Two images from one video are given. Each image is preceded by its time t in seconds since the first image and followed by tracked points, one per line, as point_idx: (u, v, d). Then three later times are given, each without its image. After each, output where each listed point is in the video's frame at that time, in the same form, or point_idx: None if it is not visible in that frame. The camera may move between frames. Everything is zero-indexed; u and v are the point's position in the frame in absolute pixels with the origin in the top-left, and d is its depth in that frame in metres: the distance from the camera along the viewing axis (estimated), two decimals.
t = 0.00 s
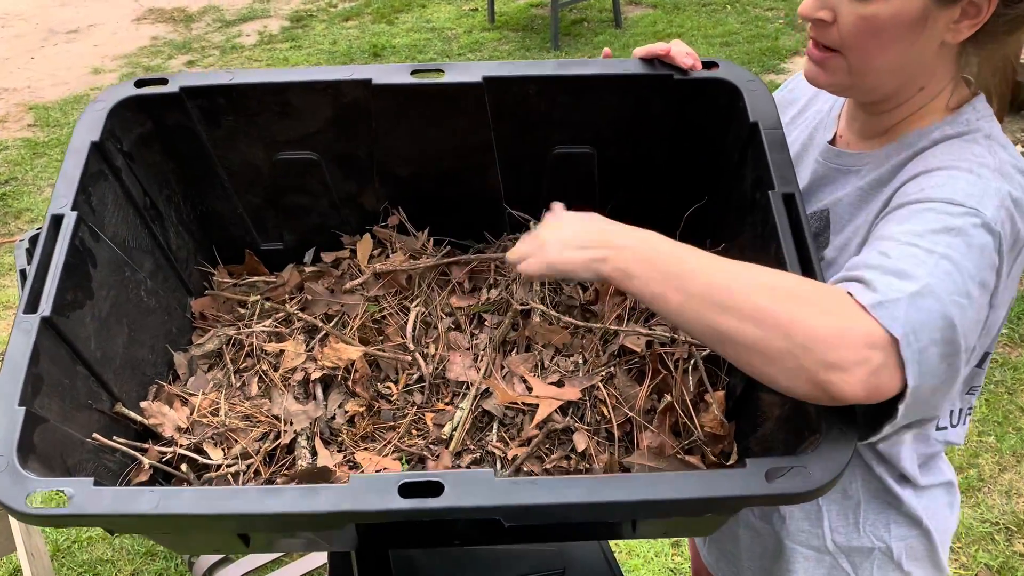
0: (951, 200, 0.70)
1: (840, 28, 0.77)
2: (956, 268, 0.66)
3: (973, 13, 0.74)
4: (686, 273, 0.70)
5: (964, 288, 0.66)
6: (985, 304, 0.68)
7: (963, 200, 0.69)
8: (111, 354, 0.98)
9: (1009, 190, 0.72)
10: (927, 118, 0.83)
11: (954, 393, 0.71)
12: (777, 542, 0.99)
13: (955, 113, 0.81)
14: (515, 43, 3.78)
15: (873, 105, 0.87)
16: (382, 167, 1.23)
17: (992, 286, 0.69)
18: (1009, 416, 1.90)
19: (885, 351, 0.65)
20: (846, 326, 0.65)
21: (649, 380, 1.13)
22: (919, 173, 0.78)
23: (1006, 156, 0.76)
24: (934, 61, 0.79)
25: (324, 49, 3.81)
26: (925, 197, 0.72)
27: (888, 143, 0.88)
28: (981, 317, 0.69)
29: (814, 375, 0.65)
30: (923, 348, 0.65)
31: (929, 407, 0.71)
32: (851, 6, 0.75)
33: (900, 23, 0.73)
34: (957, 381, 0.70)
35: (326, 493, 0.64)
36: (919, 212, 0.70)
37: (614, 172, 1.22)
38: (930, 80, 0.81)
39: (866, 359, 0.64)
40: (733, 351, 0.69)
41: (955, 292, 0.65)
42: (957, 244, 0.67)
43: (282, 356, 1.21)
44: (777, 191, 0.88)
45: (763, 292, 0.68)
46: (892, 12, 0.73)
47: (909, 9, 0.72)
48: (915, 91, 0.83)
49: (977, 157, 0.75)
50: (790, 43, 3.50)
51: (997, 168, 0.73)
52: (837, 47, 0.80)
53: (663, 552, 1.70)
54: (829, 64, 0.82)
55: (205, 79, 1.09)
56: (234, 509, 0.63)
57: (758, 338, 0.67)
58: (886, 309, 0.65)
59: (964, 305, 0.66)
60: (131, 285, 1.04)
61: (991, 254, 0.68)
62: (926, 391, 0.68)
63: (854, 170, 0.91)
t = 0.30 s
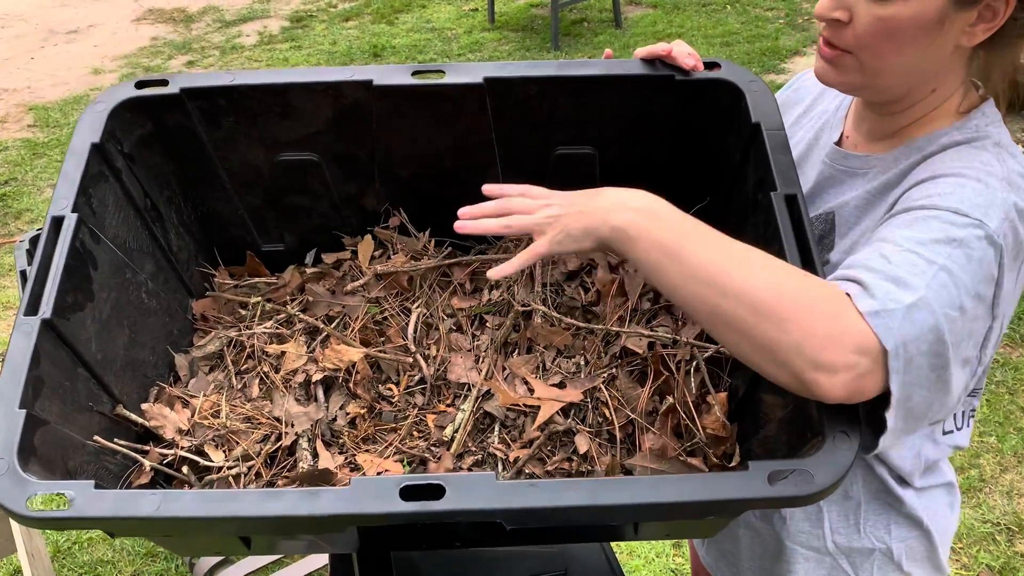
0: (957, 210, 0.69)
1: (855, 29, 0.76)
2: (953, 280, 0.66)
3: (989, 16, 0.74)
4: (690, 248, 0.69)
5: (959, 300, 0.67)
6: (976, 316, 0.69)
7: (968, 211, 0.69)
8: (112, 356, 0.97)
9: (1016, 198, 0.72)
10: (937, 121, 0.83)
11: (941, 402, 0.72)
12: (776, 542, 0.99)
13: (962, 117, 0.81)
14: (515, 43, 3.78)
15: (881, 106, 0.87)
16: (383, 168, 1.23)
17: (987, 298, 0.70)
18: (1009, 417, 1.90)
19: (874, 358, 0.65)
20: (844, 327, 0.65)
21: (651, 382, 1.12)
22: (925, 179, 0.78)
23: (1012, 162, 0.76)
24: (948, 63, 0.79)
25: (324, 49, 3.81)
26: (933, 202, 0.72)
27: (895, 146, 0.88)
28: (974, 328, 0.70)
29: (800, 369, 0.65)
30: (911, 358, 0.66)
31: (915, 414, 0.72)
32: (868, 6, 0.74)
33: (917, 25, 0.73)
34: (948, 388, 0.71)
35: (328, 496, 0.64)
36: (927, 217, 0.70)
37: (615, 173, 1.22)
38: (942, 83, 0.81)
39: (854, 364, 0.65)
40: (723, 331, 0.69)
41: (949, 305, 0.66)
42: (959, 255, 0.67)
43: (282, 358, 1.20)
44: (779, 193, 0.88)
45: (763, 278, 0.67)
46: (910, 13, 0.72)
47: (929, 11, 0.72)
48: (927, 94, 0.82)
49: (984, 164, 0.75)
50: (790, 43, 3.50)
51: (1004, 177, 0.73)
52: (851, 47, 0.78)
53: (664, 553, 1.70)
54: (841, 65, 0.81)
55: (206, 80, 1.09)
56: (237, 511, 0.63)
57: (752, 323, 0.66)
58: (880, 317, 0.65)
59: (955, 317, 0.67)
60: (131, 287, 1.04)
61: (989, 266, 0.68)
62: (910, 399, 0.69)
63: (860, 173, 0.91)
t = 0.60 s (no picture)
0: (974, 215, 0.69)
1: (861, 25, 0.76)
2: (980, 287, 0.66)
3: (995, 14, 0.73)
4: (726, 261, 0.69)
5: (987, 306, 0.66)
6: (998, 319, 0.69)
7: (987, 214, 0.69)
8: (112, 358, 0.97)
9: None
10: (942, 121, 0.83)
11: (967, 406, 0.71)
12: (778, 543, 0.98)
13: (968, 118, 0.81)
14: (515, 42, 3.78)
15: (886, 105, 0.87)
16: (383, 169, 1.23)
17: (1006, 300, 0.69)
18: (1010, 417, 1.90)
19: (911, 372, 0.64)
20: (880, 340, 0.64)
21: (652, 382, 1.12)
22: (937, 181, 0.77)
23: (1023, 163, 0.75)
24: (953, 62, 0.78)
25: (324, 49, 3.81)
26: (953, 206, 0.71)
27: (902, 146, 0.87)
28: (996, 333, 0.70)
29: (836, 383, 0.64)
30: (947, 369, 0.65)
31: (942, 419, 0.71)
32: (876, 2, 0.73)
33: (924, 22, 0.72)
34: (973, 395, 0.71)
35: (327, 495, 0.63)
36: (947, 224, 0.69)
37: (616, 173, 1.21)
38: (948, 82, 0.81)
39: (893, 379, 0.64)
40: (758, 345, 0.68)
41: (979, 312, 0.65)
42: (984, 260, 0.66)
43: (283, 359, 1.20)
44: (782, 192, 0.88)
45: (799, 293, 0.66)
46: (918, 9, 0.71)
47: (936, 9, 0.71)
48: (932, 93, 0.82)
49: (996, 166, 0.74)
50: (790, 42, 3.49)
51: (1015, 177, 0.73)
52: (857, 44, 0.78)
53: (664, 553, 1.69)
54: (847, 61, 0.81)
55: (206, 80, 1.09)
56: (237, 512, 0.62)
57: (786, 337, 0.66)
58: (917, 333, 0.64)
59: (983, 323, 0.66)
60: (131, 289, 1.04)
61: (1010, 270, 0.68)
62: (942, 407, 0.68)
63: (866, 172, 0.91)
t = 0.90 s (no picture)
0: (965, 203, 0.69)
1: (867, 20, 0.75)
2: (973, 270, 0.65)
3: (1000, 10, 0.73)
4: (687, 292, 0.67)
5: (982, 291, 0.65)
6: (1001, 306, 0.67)
7: (978, 202, 0.69)
8: (111, 357, 0.97)
9: None
10: (944, 115, 0.83)
11: (967, 394, 0.70)
12: (785, 544, 0.98)
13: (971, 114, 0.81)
14: (513, 41, 3.77)
15: (886, 100, 0.86)
16: (383, 168, 1.22)
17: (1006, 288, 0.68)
18: (1009, 417, 1.90)
19: (898, 353, 0.64)
20: (861, 328, 0.63)
21: (652, 381, 1.12)
22: (931, 173, 0.77)
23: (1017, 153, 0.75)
24: (956, 60, 0.78)
25: (322, 47, 3.80)
26: (944, 195, 0.71)
27: (902, 140, 0.87)
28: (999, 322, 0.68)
29: (830, 379, 0.64)
30: (939, 352, 0.64)
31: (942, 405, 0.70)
32: None
33: (930, 17, 0.72)
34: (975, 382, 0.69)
35: (324, 490, 0.63)
36: (937, 212, 0.69)
37: (615, 171, 1.21)
38: (950, 78, 0.81)
39: (882, 359, 0.63)
40: (749, 367, 0.66)
41: (972, 296, 0.65)
42: (975, 245, 0.66)
43: (283, 359, 1.20)
44: (780, 188, 0.88)
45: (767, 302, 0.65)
46: (926, 5, 0.71)
47: (942, 5, 0.71)
48: (934, 89, 0.82)
49: (989, 157, 0.74)
50: (788, 42, 3.49)
51: (1011, 167, 0.73)
52: (862, 39, 0.77)
53: (663, 553, 1.69)
54: (852, 56, 0.80)
55: (205, 80, 1.08)
56: (233, 508, 0.61)
57: (773, 350, 0.64)
58: (903, 314, 0.63)
59: (978, 307, 0.65)
60: (131, 288, 1.03)
61: (1007, 256, 0.67)
62: (938, 394, 0.67)
63: (865, 168, 0.91)
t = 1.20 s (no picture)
0: (934, 184, 0.69)
1: (862, 20, 0.75)
2: (930, 245, 0.65)
3: (994, 12, 0.73)
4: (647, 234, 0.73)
5: (937, 266, 0.65)
6: (957, 287, 0.67)
7: (948, 184, 0.69)
8: (106, 361, 0.96)
9: (1005, 178, 0.70)
10: (937, 114, 0.82)
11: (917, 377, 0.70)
12: (790, 547, 0.97)
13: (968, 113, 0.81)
14: (511, 40, 3.77)
15: (879, 101, 0.86)
16: (381, 168, 1.22)
17: (969, 274, 0.67)
18: (1006, 416, 1.90)
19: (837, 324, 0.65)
20: (788, 282, 0.66)
21: (654, 387, 1.11)
22: (914, 164, 0.78)
23: (1007, 146, 0.75)
24: (951, 61, 0.78)
25: (319, 47, 3.79)
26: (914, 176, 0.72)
27: (892, 139, 0.87)
28: (957, 303, 0.68)
29: (752, 326, 0.67)
30: (877, 322, 0.65)
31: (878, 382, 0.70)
32: None
33: (926, 18, 0.72)
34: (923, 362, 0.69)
35: (338, 509, 0.63)
36: (907, 189, 0.70)
37: (615, 173, 1.21)
38: (942, 78, 0.80)
39: (804, 316, 0.65)
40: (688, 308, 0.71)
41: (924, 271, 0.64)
42: (937, 222, 0.66)
43: (279, 360, 1.20)
44: (787, 200, 0.88)
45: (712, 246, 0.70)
46: (921, 6, 0.71)
47: (937, 6, 0.71)
48: (926, 90, 0.82)
49: (975, 149, 0.74)
50: (786, 41, 3.49)
51: (996, 157, 0.72)
52: (858, 39, 0.77)
53: (661, 553, 1.69)
54: (846, 56, 0.80)
55: (201, 77, 1.08)
56: (248, 523, 0.62)
57: (708, 291, 0.69)
58: (840, 279, 0.64)
59: (928, 282, 0.65)
60: (125, 289, 1.03)
61: (971, 239, 0.67)
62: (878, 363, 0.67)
63: (856, 167, 0.91)
